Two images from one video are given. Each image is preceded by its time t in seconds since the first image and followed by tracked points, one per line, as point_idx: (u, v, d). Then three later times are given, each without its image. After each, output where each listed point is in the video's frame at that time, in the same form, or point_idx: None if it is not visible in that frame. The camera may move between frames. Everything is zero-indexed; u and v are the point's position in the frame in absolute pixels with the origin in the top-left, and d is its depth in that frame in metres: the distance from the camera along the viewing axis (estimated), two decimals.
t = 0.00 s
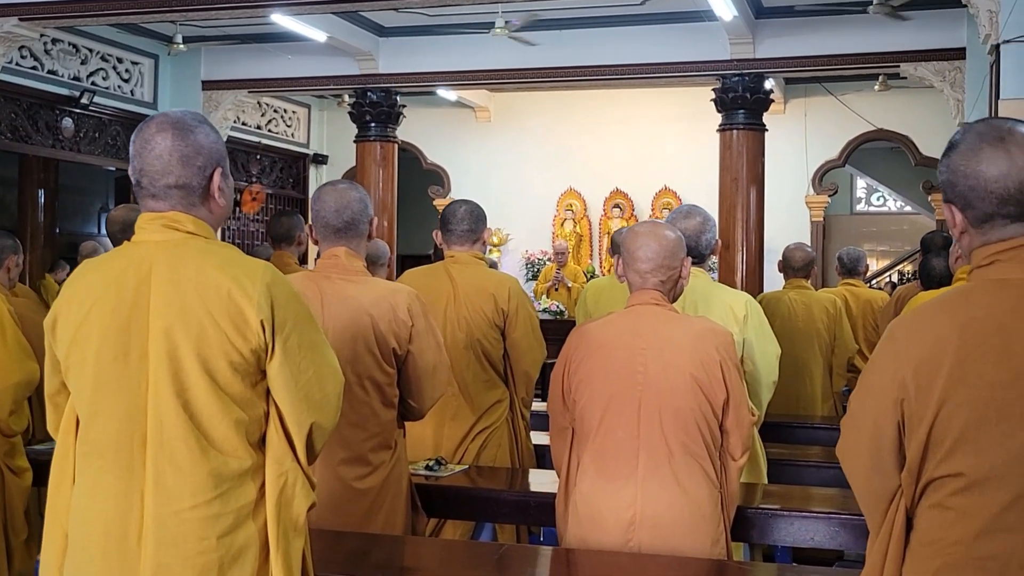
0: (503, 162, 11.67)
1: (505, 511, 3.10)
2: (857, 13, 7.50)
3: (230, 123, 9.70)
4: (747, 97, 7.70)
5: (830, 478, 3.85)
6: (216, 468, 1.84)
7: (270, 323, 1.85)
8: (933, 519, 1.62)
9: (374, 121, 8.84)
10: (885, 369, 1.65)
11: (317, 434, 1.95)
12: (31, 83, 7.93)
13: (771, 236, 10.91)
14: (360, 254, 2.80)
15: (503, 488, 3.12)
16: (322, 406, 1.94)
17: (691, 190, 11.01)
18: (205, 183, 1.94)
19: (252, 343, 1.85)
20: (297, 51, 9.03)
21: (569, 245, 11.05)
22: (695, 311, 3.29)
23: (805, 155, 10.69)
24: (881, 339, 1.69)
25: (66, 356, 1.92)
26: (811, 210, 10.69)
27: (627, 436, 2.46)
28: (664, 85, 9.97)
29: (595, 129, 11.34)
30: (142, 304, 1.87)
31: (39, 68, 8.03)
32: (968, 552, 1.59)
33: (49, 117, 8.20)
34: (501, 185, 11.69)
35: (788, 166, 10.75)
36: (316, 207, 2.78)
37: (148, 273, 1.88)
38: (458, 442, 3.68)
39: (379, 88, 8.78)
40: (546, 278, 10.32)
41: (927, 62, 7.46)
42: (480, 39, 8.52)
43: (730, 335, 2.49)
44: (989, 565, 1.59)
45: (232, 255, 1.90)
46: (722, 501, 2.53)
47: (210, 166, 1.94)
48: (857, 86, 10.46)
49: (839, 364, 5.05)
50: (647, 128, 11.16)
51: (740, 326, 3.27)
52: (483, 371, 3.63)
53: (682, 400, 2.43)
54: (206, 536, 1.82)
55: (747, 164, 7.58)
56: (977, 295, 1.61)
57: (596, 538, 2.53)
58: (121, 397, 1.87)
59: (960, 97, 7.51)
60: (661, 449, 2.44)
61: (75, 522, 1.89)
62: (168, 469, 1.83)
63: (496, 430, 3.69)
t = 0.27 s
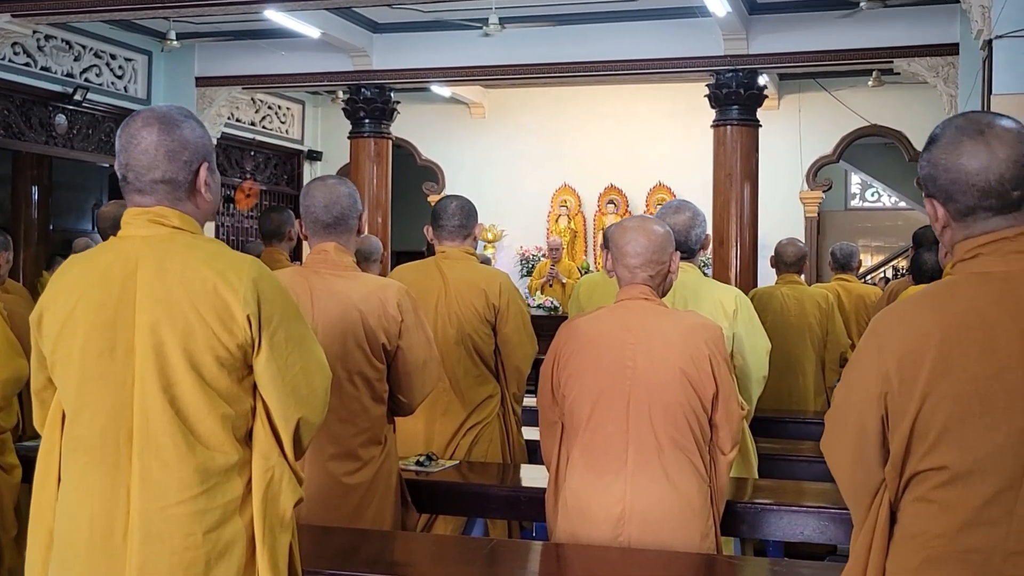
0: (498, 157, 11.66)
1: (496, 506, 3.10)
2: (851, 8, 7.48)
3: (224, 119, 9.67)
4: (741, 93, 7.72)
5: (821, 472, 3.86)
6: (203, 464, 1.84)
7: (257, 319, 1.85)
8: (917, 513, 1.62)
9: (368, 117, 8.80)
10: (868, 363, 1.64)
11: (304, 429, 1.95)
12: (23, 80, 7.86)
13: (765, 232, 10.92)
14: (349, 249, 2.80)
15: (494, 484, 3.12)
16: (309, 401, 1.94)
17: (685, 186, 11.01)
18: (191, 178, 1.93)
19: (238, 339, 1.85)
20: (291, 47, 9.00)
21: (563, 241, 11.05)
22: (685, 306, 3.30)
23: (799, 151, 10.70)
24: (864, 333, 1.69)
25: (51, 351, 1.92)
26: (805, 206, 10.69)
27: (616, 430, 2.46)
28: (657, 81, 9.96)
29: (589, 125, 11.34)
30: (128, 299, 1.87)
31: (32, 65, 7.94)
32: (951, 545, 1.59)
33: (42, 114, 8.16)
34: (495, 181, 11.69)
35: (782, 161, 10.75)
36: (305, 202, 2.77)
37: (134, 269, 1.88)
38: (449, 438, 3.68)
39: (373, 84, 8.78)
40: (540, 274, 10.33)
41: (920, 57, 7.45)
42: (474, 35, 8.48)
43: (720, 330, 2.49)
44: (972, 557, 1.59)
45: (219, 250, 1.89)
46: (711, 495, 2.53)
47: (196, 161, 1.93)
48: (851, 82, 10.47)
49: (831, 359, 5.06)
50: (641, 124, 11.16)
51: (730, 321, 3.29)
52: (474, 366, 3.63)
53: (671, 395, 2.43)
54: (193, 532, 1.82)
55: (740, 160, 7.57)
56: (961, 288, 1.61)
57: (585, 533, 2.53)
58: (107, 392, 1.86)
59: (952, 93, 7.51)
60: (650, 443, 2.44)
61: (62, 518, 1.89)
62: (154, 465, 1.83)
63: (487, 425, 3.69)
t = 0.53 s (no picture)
0: (494, 154, 11.65)
1: (490, 503, 3.10)
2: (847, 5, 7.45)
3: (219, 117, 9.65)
4: (737, 90, 7.69)
5: (815, 469, 3.87)
6: (194, 461, 1.83)
7: (247, 315, 1.85)
8: (906, 509, 1.62)
9: (364, 115, 8.85)
10: (856, 358, 1.63)
11: (295, 427, 1.95)
12: (18, 77, 7.81)
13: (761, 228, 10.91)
14: (342, 246, 2.80)
15: (488, 480, 3.12)
16: (300, 398, 1.94)
17: (682, 184, 11.01)
18: (180, 174, 1.93)
19: (229, 336, 1.85)
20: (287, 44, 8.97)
21: (560, 239, 11.04)
22: (678, 303, 3.31)
23: (796, 148, 10.69)
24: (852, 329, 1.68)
25: (41, 348, 1.91)
26: (802, 203, 10.69)
27: (608, 427, 2.46)
28: (653, 78, 9.95)
29: (586, 122, 11.33)
30: (118, 296, 1.87)
31: (27, 63, 7.90)
32: (939, 540, 1.59)
33: (37, 112, 8.13)
34: (492, 179, 11.67)
35: (778, 158, 10.75)
36: (297, 199, 2.77)
37: (124, 266, 1.87)
38: (444, 435, 3.67)
39: (369, 81, 8.75)
40: (536, 272, 10.33)
41: (916, 54, 7.43)
42: (469, 33, 8.42)
43: (712, 326, 2.49)
44: (959, 553, 1.59)
45: (209, 247, 1.89)
46: (704, 491, 2.53)
47: (185, 157, 1.93)
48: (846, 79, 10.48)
49: (826, 356, 5.06)
50: (637, 121, 11.15)
51: (723, 317, 3.30)
52: (468, 363, 3.62)
53: (664, 391, 2.43)
54: (183, 529, 1.82)
55: (737, 157, 7.55)
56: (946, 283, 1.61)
57: (577, 530, 2.53)
58: (98, 389, 1.86)
59: (949, 90, 7.45)
60: (643, 440, 2.44)
61: (52, 516, 1.89)
62: (144, 461, 1.83)
63: (482, 423, 3.69)
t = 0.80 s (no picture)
0: (493, 150, 11.64)
1: (485, 498, 3.10)
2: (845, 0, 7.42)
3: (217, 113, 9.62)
4: (735, 86, 7.66)
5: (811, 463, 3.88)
6: (187, 456, 1.83)
7: (239, 311, 1.85)
8: (896, 502, 1.62)
9: (362, 111, 8.77)
10: (847, 352, 1.64)
11: (288, 422, 1.95)
12: (15, 74, 7.80)
13: (761, 223, 10.89)
14: (337, 241, 2.79)
15: (484, 476, 3.12)
16: (293, 394, 1.94)
17: (680, 179, 10.99)
18: (173, 169, 1.93)
19: (221, 331, 1.85)
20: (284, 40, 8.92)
21: (558, 234, 11.03)
22: (674, 298, 3.32)
23: (794, 144, 10.68)
24: (842, 322, 1.68)
25: (34, 344, 1.91)
26: (800, 198, 10.69)
27: (602, 421, 2.46)
28: (651, 74, 9.93)
29: (585, 118, 11.32)
30: (110, 291, 1.86)
31: (24, 59, 7.88)
32: (929, 534, 1.59)
33: (35, 109, 8.11)
34: (492, 175, 11.67)
35: (776, 153, 10.74)
36: (292, 194, 2.77)
37: (116, 261, 1.87)
38: (440, 431, 3.68)
39: (367, 77, 8.70)
40: (535, 268, 10.35)
41: (914, 50, 7.40)
42: (466, 29, 8.38)
43: (706, 320, 2.49)
44: (950, 546, 1.59)
45: (202, 242, 1.89)
46: (699, 486, 2.54)
47: (178, 152, 1.93)
48: (844, 74, 10.48)
49: (823, 351, 5.07)
50: (635, 117, 11.14)
51: (718, 312, 3.31)
52: (464, 359, 3.62)
53: (658, 386, 2.43)
54: (176, 525, 1.82)
55: (734, 152, 7.53)
56: (937, 277, 1.61)
57: (572, 525, 2.53)
58: (90, 385, 1.86)
59: (946, 85, 7.45)
60: (637, 434, 2.44)
61: (46, 512, 1.89)
62: (137, 457, 1.83)
63: (478, 418, 3.69)
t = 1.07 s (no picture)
0: (492, 144, 11.63)
1: (481, 492, 3.10)
2: None
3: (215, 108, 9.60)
4: (733, 80, 7.63)
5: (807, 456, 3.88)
6: (180, 450, 1.83)
7: (233, 304, 1.84)
8: (887, 495, 1.62)
9: (360, 106, 8.70)
10: (839, 344, 1.64)
11: (282, 415, 1.95)
12: (12, 69, 7.78)
13: (760, 217, 10.88)
14: (332, 235, 2.79)
15: (480, 469, 3.12)
16: (287, 387, 1.94)
17: (679, 173, 10.97)
18: (165, 163, 1.92)
19: (215, 324, 1.85)
20: (281, 35, 8.88)
21: (557, 229, 11.03)
22: (670, 291, 3.32)
23: (792, 138, 10.68)
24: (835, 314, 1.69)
25: (27, 338, 1.91)
26: (798, 192, 10.67)
27: (597, 415, 2.46)
28: (649, 69, 9.92)
29: (584, 113, 11.32)
30: (104, 285, 1.86)
31: (21, 54, 7.87)
32: (920, 525, 1.58)
33: (32, 104, 8.09)
34: (491, 170, 11.66)
35: (775, 148, 10.74)
36: (287, 188, 2.76)
37: (110, 254, 1.87)
38: (436, 425, 3.68)
39: (364, 72, 8.65)
40: (533, 262, 10.37)
41: (912, 43, 7.37)
42: (464, 23, 8.34)
43: (701, 313, 2.49)
44: (941, 538, 1.58)
45: (195, 236, 1.89)
46: (694, 479, 2.54)
47: (171, 146, 1.93)
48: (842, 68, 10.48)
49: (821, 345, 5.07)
50: (633, 111, 11.12)
51: (714, 305, 3.32)
52: (460, 352, 3.62)
53: (652, 379, 2.43)
54: (169, 518, 1.82)
55: (733, 147, 7.51)
56: (929, 269, 1.61)
57: (567, 518, 2.53)
58: (84, 378, 1.86)
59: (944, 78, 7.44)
60: (632, 427, 2.45)
61: (39, 506, 1.89)
62: (130, 450, 1.83)
63: (474, 412, 3.69)
